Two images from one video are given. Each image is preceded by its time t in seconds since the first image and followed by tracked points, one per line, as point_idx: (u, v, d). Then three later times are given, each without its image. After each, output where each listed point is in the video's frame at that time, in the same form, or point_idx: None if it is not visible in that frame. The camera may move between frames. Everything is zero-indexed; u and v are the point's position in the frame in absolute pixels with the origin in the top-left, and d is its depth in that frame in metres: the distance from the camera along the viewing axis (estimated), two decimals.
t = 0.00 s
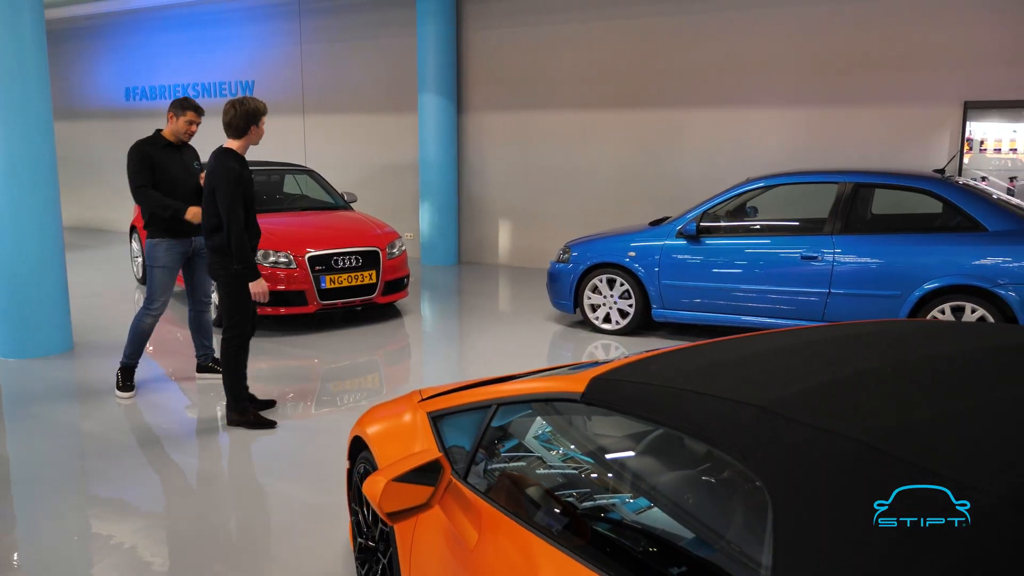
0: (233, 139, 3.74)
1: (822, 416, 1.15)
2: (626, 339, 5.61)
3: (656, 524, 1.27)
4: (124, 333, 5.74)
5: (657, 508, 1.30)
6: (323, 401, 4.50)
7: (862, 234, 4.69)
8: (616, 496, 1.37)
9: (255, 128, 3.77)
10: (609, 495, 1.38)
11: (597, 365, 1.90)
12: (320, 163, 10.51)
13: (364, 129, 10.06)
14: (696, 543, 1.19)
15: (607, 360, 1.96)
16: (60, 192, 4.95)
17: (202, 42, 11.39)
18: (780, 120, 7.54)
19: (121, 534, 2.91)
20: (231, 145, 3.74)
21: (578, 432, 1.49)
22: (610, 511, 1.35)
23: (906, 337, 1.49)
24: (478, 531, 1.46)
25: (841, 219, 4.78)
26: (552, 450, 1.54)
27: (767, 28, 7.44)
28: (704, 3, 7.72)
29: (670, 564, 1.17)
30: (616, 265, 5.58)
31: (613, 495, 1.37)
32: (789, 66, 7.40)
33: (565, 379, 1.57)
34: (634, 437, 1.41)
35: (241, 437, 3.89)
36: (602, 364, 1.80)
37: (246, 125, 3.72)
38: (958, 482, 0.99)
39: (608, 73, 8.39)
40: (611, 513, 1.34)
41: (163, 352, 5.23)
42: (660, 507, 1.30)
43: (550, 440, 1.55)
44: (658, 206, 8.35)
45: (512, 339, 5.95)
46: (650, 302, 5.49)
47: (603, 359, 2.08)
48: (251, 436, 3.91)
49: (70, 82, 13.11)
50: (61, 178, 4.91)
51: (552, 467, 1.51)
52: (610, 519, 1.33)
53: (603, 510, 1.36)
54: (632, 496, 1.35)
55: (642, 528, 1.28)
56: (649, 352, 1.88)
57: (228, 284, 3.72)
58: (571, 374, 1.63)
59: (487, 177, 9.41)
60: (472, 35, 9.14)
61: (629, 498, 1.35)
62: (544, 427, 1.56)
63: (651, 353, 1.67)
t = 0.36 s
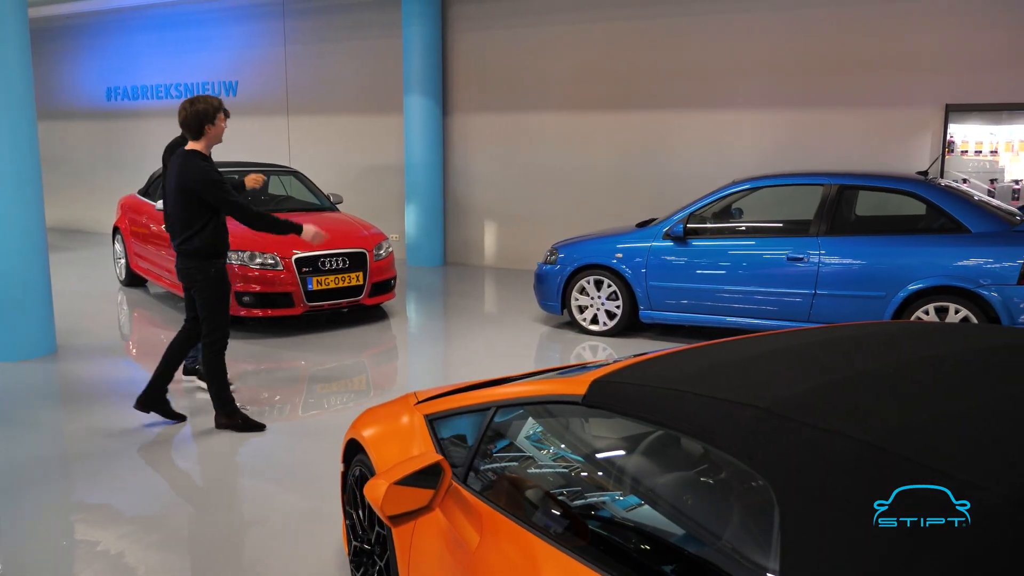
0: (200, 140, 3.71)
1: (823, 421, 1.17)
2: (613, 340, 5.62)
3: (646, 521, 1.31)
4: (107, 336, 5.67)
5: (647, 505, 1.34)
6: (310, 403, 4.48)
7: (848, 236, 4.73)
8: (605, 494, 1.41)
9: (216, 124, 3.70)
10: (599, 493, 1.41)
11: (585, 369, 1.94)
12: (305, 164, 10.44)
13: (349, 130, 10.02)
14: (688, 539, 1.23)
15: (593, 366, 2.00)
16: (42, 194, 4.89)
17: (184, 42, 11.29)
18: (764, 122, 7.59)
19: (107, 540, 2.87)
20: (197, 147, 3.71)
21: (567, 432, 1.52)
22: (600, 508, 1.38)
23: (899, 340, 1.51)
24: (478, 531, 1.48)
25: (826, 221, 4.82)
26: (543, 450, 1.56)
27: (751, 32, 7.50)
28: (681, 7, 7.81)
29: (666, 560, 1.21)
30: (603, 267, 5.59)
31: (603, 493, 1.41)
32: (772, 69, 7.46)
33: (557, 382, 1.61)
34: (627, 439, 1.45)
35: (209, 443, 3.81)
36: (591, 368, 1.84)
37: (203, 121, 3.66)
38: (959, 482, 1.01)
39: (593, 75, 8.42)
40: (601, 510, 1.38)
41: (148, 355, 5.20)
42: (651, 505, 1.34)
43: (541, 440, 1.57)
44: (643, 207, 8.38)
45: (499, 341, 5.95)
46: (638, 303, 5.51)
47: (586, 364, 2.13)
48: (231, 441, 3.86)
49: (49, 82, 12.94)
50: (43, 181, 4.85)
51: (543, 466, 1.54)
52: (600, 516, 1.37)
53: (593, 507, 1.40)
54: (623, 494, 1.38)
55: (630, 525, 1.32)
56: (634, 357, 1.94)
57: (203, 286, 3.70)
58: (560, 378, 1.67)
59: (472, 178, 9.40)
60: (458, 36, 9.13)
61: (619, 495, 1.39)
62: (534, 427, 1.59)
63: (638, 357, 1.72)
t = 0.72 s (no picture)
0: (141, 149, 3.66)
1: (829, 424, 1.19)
2: (608, 341, 5.62)
3: (644, 520, 1.33)
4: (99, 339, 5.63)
5: (646, 504, 1.37)
6: (304, 405, 4.46)
7: (843, 236, 4.75)
8: (603, 494, 1.43)
9: (153, 134, 3.61)
10: (596, 493, 1.44)
11: (582, 373, 1.95)
12: (296, 165, 10.40)
13: (340, 131, 9.97)
14: (688, 538, 1.26)
15: (589, 369, 2.01)
16: (33, 197, 4.83)
17: (174, 42, 11.23)
18: (756, 123, 7.62)
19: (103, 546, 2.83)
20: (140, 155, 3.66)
21: (567, 433, 1.53)
22: (598, 508, 1.41)
23: (901, 343, 1.52)
24: (486, 535, 1.48)
25: (821, 221, 4.83)
26: (541, 450, 1.57)
27: (743, 33, 7.53)
28: (674, 7, 7.82)
29: (667, 561, 1.23)
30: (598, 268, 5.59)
31: (601, 492, 1.43)
32: (764, 70, 7.49)
33: (559, 385, 1.62)
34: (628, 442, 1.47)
35: (215, 446, 3.80)
36: (589, 372, 1.85)
37: (139, 130, 3.60)
38: (958, 482, 1.04)
39: (585, 76, 8.42)
40: (600, 509, 1.40)
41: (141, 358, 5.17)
42: (651, 505, 1.36)
43: (539, 440, 1.58)
44: (636, 208, 8.39)
45: (493, 342, 5.94)
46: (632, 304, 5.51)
47: (581, 368, 2.14)
48: (230, 445, 3.83)
49: (38, 83, 12.85)
50: (34, 183, 4.79)
51: (541, 466, 1.55)
52: (597, 516, 1.39)
53: (592, 507, 1.42)
54: (619, 493, 1.41)
55: (629, 525, 1.35)
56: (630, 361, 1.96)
57: (157, 296, 3.64)
58: (560, 382, 1.67)
59: (464, 179, 9.39)
60: (449, 37, 9.12)
61: (616, 494, 1.41)
62: (533, 428, 1.59)
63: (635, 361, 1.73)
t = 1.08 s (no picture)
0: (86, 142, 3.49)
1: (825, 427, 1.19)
2: (601, 342, 5.60)
3: (636, 523, 1.34)
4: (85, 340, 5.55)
5: (638, 507, 1.37)
6: (293, 407, 4.41)
7: (837, 237, 4.73)
8: (597, 497, 1.43)
9: (92, 126, 3.42)
10: (590, 497, 1.44)
11: (577, 380, 1.93)
12: (285, 164, 10.31)
13: (329, 130, 9.89)
14: (683, 542, 1.26)
15: (585, 377, 1.99)
16: (17, 194, 4.75)
17: (162, 40, 11.11)
18: (747, 122, 7.61)
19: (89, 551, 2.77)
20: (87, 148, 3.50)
21: (569, 441, 1.52)
22: (591, 512, 1.41)
23: (904, 350, 1.50)
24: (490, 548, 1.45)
25: (816, 222, 4.82)
26: (535, 454, 1.57)
27: (734, 33, 7.52)
28: (667, 6, 7.80)
29: (665, 566, 1.23)
30: (592, 269, 5.55)
31: (594, 496, 1.43)
32: (756, 70, 7.48)
33: (561, 392, 1.59)
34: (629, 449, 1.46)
35: (144, 458, 3.59)
36: (587, 380, 1.83)
37: (80, 121, 3.42)
38: (958, 483, 1.04)
39: (577, 75, 8.39)
40: (593, 513, 1.40)
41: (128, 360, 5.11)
42: (641, 507, 1.37)
43: (534, 445, 1.57)
44: (627, 208, 8.37)
45: (485, 343, 5.90)
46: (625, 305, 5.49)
47: (576, 376, 2.12)
48: (216, 446, 3.78)
49: (23, 80, 12.68)
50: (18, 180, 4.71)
51: (537, 471, 1.55)
52: (589, 520, 1.39)
53: (585, 511, 1.42)
54: (614, 496, 1.41)
55: (622, 529, 1.35)
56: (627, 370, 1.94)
57: (91, 293, 3.49)
58: (560, 389, 1.65)
59: (455, 179, 9.35)
60: (440, 36, 9.08)
61: (610, 498, 1.41)
62: (528, 432, 1.59)
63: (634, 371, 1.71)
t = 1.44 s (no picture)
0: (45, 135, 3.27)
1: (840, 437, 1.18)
2: (597, 344, 5.55)
3: (634, 531, 1.32)
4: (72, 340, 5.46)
5: (636, 514, 1.34)
6: (283, 410, 4.31)
7: (839, 240, 4.69)
8: (594, 504, 1.40)
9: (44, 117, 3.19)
10: (587, 504, 1.41)
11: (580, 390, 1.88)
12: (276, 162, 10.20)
13: (322, 128, 9.80)
14: (681, 551, 1.24)
15: (582, 387, 1.92)
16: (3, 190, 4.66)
17: (153, 37, 10.99)
18: (742, 123, 7.59)
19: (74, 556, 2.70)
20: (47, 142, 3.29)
21: (577, 456, 1.47)
22: (589, 519, 1.39)
23: (925, 361, 1.45)
24: (500, 565, 1.42)
25: (817, 225, 4.78)
26: (534, 461, 1.54)
27: (730, 33, 7.49)
28: (662, 6, 7.77)
29: None
30: (589, 270, 5.49)
31: (591, 503, 1.41)
32: (753, 71, 7.46)
33: (570, 403, 1.54)
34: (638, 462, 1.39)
35: (129, 463, 3.50)
36: (590, 391, 1.78)
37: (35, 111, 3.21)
38: (959, 484, 1.04)
39: (573, 74, 8.34)
40: (590, 521, 1.38)
41: (117, 361, 5.03)
42: (644, 517, 1.33)
43: (533, 451, 1.55)
44: (623, 209, 8.32)
45: (480, 345, 5.83)
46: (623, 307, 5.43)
47: (577, 386, 2.07)
48: (205, 449, 3.70)
49: (11, 77, 12.52)
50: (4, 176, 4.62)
51: (535, 478, 1.52)
52: (588, 528, 1.37)
53: (581, 518, 1.40)
54: (611, 503, 1.38)
55: (620, 538, 1.32)
56: (631, 381, 1.87)
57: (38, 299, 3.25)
58: (567, 400, 1.61)
59: (448, 179, 9.28)
60: (435, 34, 9.01)
61: (607, 505, 1.38)
62: (525, 437, 1.57)
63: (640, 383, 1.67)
